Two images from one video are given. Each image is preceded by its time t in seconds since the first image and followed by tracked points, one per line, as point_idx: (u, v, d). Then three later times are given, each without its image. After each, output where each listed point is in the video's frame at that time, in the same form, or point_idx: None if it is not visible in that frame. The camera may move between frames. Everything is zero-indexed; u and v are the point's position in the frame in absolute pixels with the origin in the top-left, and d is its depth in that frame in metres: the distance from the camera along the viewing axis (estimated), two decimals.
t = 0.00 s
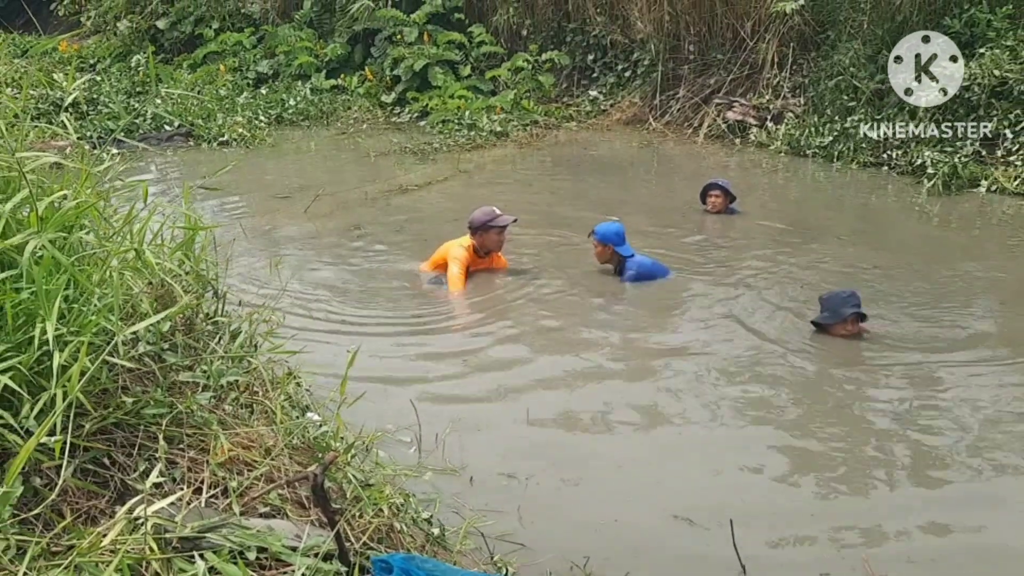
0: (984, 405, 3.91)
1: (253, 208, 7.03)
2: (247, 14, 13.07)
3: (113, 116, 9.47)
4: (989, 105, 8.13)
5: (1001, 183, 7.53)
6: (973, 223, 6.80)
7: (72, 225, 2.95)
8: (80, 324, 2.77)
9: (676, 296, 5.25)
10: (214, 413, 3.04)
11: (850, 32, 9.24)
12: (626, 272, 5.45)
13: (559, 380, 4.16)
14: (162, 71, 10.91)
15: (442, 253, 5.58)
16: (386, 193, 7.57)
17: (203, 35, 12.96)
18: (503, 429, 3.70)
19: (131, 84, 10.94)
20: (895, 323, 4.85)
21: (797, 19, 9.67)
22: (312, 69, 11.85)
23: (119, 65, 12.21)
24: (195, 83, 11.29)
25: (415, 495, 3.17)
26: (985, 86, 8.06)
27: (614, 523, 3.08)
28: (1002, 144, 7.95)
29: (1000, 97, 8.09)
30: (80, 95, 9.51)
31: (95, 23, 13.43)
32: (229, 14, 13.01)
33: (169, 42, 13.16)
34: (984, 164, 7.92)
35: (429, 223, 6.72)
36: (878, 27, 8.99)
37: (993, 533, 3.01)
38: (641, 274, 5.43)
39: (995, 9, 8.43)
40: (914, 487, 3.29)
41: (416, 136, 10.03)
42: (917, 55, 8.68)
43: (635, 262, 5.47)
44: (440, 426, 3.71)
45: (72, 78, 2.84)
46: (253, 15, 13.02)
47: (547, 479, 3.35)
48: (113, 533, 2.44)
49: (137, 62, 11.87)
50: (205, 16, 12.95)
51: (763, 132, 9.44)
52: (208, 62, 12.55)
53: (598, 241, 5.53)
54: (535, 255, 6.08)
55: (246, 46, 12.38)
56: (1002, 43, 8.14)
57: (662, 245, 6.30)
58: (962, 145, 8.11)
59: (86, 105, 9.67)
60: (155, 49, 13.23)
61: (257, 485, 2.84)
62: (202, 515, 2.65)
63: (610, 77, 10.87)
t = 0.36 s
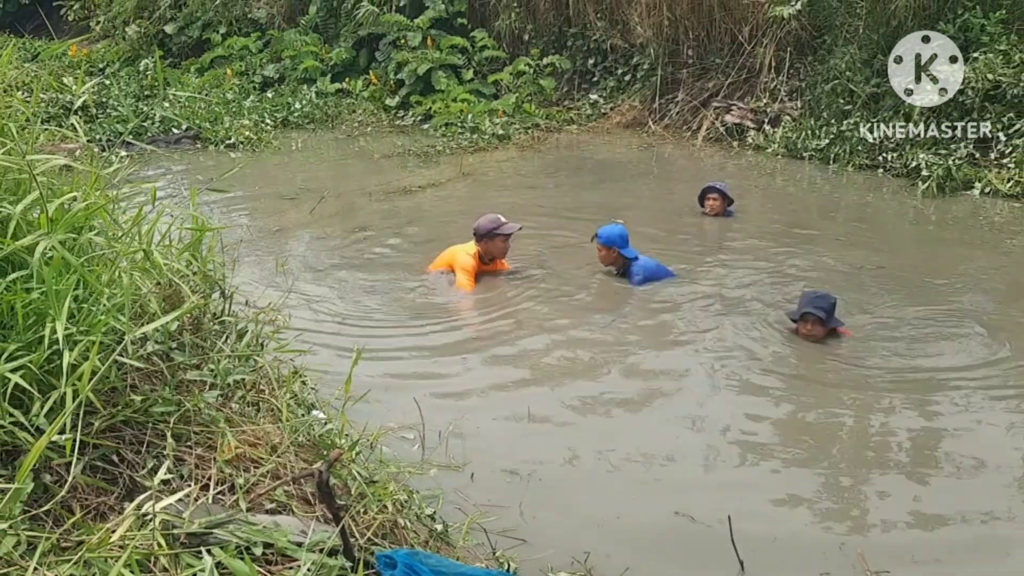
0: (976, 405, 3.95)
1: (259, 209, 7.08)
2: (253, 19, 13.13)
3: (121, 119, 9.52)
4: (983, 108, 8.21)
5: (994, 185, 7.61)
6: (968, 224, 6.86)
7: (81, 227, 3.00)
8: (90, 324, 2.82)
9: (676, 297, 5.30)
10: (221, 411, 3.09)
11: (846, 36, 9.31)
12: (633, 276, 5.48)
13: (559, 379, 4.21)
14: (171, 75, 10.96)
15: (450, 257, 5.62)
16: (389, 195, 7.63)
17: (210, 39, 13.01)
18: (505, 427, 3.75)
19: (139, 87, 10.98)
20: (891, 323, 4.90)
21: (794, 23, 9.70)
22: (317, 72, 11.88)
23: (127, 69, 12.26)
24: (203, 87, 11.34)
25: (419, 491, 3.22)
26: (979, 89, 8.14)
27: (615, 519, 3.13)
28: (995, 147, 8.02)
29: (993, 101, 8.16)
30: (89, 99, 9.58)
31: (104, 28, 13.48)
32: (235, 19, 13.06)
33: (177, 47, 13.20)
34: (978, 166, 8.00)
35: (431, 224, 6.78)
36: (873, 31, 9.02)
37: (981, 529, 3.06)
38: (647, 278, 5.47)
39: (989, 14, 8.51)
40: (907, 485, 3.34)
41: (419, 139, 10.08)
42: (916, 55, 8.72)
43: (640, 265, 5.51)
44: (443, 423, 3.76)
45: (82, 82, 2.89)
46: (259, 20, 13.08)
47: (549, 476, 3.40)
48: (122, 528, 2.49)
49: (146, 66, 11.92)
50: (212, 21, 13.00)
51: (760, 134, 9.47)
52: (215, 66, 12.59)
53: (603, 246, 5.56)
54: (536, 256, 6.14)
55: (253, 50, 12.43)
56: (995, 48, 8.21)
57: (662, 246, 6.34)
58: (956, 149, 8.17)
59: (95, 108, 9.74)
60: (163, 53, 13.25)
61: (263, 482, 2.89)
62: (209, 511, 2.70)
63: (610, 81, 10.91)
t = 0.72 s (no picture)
0: (969, 402, 4.00)
1: (265, 210, 7.14)
2: (259, 24, 13.18)
3: (129, 122, 9.59)
4: (977, 111, 8.26)
5: (988, 187, 7.67)
6: (964, 225, 6.92)
7: (90, 228, 3.06)
8: (99, 323, 2.87)
9: (675, 298, 5.35)
10: (228, 409, 3.14)
11: (841, 41, 9.28)
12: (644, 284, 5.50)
13: (560, 378, 4.26)
14: (178, 78, 11.02)
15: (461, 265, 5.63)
16: (394, 196, 7.69)
17: (217, 44, 13.05)
18: (508, 426, 3.80)
19: (147, 91, 11.04)
20: (888, 323, 4.94)
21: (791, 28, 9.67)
22: (323, 76, 11.91)
23: (135, 73, 12.31)
24: (209, 90, 11.40)
25: (422, 487, 3.28)
26: (972, 93, 8.20)
27: (617, 516, 3.18)
28: (989, 148, 8.09)
29: (987, 104, 8.21)
30: (98, 102, 9.65)
31: (113, 33, 13.54)
32: (242, 24, 13.11)
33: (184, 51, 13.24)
34: (972, 168, 8.05)
35: (434, 226, 6.84)
36: (868, 36, 9.06)
37: (973, 525, 3.11)
38: (660, 284, 5.50)
39: (982, 19, 8.58)
40: (901, 481, 3.39)
41: (423, 142, 10.13)
42: (917, 55, 8.78)
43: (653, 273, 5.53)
44: (447, 421, 3.81)
45: (91, 86, 2.94)
46: (265, 25, 13.15)
47: (550, 473, 3.45)
48: (130, 525, 2.54)
49: (153, 70, 11.99)
50: (219, 26, 13.04)
51: (757, 137, 9.53)
52: (221, 70, 12.62)
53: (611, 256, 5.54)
54: (537, 257, 6.20)
55: (259, 55, 12.48)
56: (988, 52, 8.28)
57: (662, 247, 6.40)
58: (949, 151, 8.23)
59: (104, 111, 9.81)
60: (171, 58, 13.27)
61: (269, 479, 2.94)
62: (216, 507, 2.74)
63: (611, 85, 10.96)
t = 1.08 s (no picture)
0: (963, 403, 4.04)
1: (270, 212, 7.20)
2: (265, 28, 13.24)
3: (137, 125, 9.64)
4: (971, 115, 8.27)
5: (982, 188, 7.71)
6: (960, 227, 6.96)
7: (99, 229, 3.11)
8: (108, 323, 2.92)
9: (675, 299, 5.39)
10: (234, 407, 3.19)
11: (838, 45, 9.41)
12: (654, 289, 5.53)
13: (561, 378, 4.31)
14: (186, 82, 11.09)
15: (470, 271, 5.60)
16: (397, 198, 7.74)
17: (224, 48, 13.11)
18: (510, 424, 3.85)
19: (155, 94, 11.10)
20: (885, 323, 4.99)
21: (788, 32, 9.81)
22: (327, 80, 11.93)
23: (143, 76, 12.35)
24: (216, 94, 11.46)
25: (426, 485, 3.32)
26: (967, 96, 8.21)
27: (617, 512, 3.23)
28: (983, 152, 8.10)
29: (981, 108, 8.23)
30: (106, 105, 9.72)
31: (122, 37, 13.61)
32: (249, 29, 13.16)
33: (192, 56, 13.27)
34: (966, 172, 8.05)
35: (437, 227, 6.89)
36: (864, 41, 9.16)
37: (967, 524, 3.15)
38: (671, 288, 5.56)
39: (976, 24, 8.63)
40: (896, 481, 3.43)
41: (426, 145, 10.18)
42: (917, 55, 8.80)
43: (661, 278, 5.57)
44: (450, 420, 3.86)
45: (99, 89, 2.99)
46: (271, 29, 13.22)
47: (552, 471, 3.50)
48: (139, 521, 2.59)
49: (161, 74, 12.05)
50: (226, 30, 13.07)
51: (756, 140, 9.64)
52: (229, 74, 12.67)
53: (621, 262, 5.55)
54: (539, 258, 6.25)
55: (265, 59, 12.54)
56: (982, 56, 8.34)
57: (663, 249, 6.44)
58: (944, 155, 8.24)
59: (113, 115, 9.88)
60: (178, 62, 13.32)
61: (275, 476, 2.99)
62: (223, 504, 2.79)
63: (610, 88, 10.98)
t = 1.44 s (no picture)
0: (956, 400, 4.10)
1: (276, 213, 7.25)
2: (271, 33, 13.30)
3: (145, 128, 9.69)
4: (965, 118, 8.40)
5: (976, 191, 7.84)
6: (956, 228, 7.02)
7: (107, 230, 3.16)
8: (117, 322, 2.98)
9: (674, 299, 5.45)
10: (241, 406, 3.24)
11: (834, 50, 9.45)
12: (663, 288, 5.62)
13: (562, 377, 4.36)
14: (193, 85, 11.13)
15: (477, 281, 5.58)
16: (400, 200, 7.79)
17: (231, 53, 13.15)
18: (512, 423, 3.89)
19: (163, 98, 11.15)
20: (882, 323, 5.04)
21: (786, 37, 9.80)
22: (332, 84, 12.00)
23: (151, 80, 12.41)
24: (223, 97, 11.51)
25: (429, 481, 3.37)
26: (961, 100, 8.34)
27: (617, 509, 3.28)
28: (977, 154, 8.26)
29: (975, 111, 8.36)
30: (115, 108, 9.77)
31: (130, 42, 13.66)
32: (255, 33, 13.21)
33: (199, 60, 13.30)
34: (960, 173, 8.22)
35: (439, 228, 6.94)
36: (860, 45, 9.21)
37: (960, 519, 3.20)
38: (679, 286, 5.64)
39: (970, 28, 8.75)
40: (892, 478, 3.48)
41: (429, 147, 10.22)
42: (917, 55, 8.91)
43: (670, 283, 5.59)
44: (453, 418, 3.91)
45: (108, 93, 3.04)
46: (276, 34, 13.27)
47: (554, 468, 3.54)
48: (147, 517, 2.64)
49: (168, 78, 12.10)
50: (232, 35, 13.11)
51: (753, 142, 9.68)
52: (235, 78, 12.72)
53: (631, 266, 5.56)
54: (539, 259, 6.30)
55: (271, 63, 12.59)
56: (976, 60, 8.45)
57: (663, 249, 6.49)
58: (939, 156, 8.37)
59: (121, 118, 9.93)
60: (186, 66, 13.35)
61: (281, 473, 3.04)
62: (230, 500, 2.84)
63: (611, 92, 11.03)
